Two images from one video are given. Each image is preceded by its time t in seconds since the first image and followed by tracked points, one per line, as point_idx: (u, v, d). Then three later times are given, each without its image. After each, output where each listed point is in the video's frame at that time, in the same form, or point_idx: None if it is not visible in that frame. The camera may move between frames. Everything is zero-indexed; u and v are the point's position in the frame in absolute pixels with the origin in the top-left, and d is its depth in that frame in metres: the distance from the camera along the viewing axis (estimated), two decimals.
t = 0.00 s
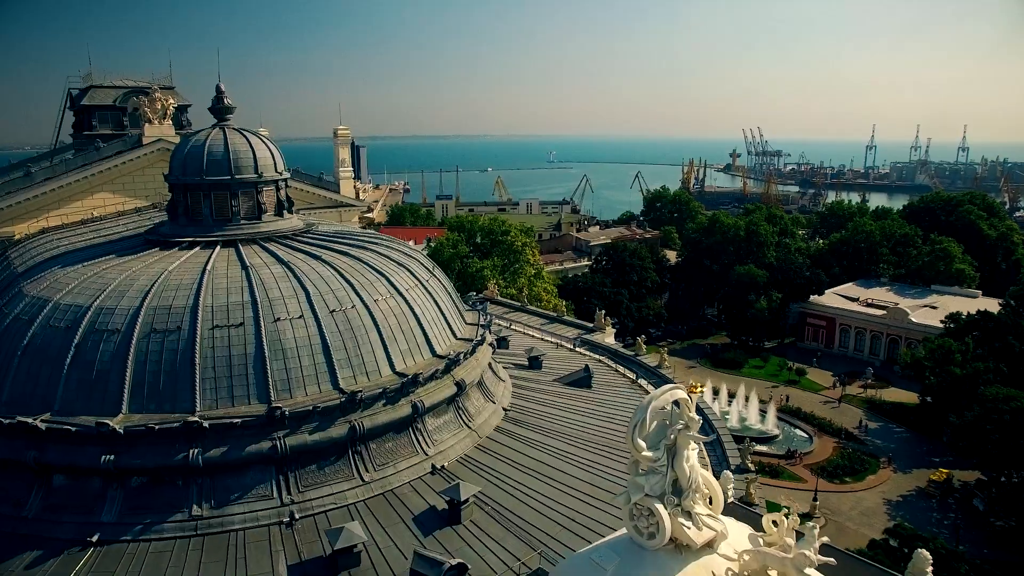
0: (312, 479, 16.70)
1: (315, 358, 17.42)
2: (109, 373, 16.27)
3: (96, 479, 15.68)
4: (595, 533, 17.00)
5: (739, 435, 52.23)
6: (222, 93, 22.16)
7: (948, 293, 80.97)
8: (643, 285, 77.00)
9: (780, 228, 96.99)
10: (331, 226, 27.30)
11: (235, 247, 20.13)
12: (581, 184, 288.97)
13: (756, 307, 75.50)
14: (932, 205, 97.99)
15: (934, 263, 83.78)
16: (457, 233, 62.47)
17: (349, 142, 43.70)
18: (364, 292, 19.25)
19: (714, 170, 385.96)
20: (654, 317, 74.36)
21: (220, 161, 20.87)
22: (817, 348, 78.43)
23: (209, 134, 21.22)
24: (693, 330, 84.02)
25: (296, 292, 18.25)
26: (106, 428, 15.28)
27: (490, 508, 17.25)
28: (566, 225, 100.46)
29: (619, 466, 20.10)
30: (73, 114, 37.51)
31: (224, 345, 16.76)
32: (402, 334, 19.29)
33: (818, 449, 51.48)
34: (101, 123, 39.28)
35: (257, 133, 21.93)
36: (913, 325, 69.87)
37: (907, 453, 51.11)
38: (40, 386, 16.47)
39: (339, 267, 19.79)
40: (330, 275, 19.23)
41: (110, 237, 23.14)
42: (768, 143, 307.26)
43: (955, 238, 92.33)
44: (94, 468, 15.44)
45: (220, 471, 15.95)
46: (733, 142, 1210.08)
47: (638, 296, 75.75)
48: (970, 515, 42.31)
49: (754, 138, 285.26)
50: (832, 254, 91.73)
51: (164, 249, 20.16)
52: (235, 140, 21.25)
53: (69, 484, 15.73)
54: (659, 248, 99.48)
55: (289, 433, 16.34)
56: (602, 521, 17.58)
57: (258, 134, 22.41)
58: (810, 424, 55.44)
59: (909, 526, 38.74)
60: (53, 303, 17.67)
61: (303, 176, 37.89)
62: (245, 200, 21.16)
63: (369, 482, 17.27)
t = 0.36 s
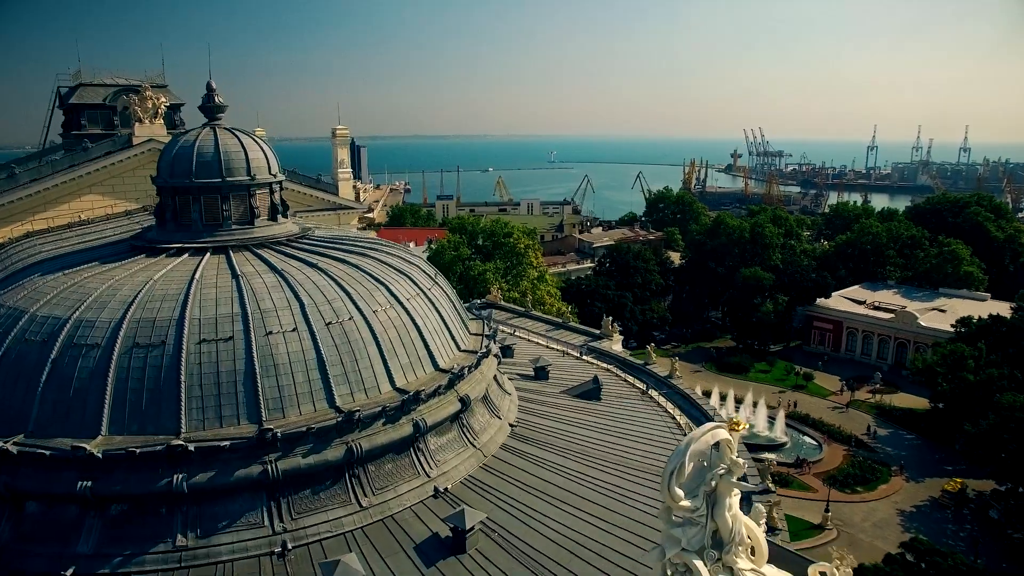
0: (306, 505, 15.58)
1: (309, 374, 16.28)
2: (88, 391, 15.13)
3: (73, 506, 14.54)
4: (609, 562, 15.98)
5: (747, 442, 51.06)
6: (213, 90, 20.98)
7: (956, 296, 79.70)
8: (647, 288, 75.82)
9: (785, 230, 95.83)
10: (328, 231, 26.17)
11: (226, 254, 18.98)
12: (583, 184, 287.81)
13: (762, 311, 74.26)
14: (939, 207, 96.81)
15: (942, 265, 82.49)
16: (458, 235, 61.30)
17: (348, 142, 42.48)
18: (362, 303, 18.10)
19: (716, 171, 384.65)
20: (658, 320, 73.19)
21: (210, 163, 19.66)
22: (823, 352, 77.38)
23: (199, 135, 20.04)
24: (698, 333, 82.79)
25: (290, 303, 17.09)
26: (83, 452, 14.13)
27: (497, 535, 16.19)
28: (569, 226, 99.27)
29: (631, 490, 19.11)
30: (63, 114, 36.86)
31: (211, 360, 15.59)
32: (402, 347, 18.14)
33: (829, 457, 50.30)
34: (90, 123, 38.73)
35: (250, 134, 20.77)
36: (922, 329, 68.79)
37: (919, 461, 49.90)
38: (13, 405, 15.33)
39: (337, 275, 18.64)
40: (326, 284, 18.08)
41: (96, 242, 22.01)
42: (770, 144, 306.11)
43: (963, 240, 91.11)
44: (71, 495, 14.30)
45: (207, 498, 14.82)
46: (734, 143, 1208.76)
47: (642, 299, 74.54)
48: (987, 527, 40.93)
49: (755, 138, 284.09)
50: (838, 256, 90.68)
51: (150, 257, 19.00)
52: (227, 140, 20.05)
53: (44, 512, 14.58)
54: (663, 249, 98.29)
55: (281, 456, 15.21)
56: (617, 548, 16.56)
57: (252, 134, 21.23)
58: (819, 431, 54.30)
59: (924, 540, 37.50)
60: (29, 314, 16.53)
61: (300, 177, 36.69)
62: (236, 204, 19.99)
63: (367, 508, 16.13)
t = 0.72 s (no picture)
0: (300, 535, 14.41)
1: (304, 393, 15.12)
2: (63, 413, 13.95)
3: (45, 540, 13.37)
4: None
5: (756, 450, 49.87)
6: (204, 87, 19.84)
7: (964, 298, 78.62)
8: (651, 291, 74.66)
9: (790, 232, 94.75)
10: (325, 235, 25.01)
11: (215, 262, 17.81)
12: (584, 184, 286.69)
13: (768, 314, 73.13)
14: (945, 208, 95.73)
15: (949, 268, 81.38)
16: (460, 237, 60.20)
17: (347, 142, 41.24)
18: (361, 314, 16.93)
19: (717, 171, 383.35)
20: (663, 323, 72.04)
21: (199, 164, 18.47)
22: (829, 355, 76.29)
23: (187, 135, 18.88)
24: (703, 336, 81.50)
25: (283, 316, 15.91)
26: (55, 482, 12.96)
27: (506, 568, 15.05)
28: (571, 227, 98.14)
29: (647, 516, 18.01)
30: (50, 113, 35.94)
31: (197, 379, 14.42)
32: (403, 362, 16.97)
33: (839, 465, 49.17)
34: (79, 122, 37.88)
35: (241, 134, 19.60)
36: (931, 333, 67.71)
37: (932, 470, 48.76)
38: None
39: (333, 284, 17.45)
40: (322, 295, 16.89)
41: (80, 248, 20.85)
42: (771, 143, 304.99)
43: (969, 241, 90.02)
44: (43, 527, 13.14)
45: (192, 529, 13.65)
46: (734, 143, 1208.18)
47: (646, 302, 73.41)
48: (1003, 538, 39.62)
49: (756, 138, 283.07)
50: (844, 258, 89.57)
51: (135, 264, 17.84)
52: (217, 141, 18.88)
53: (13, 546, 13.41)
54: (666, 251, 97.17)
55: (273, 483, 14.05)
56: None
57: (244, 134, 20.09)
58: (828, 438, 53.13)
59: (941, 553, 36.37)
60: (2, 328, 15.36)
61: (296, 178, 35.43)
62: (227, 208, 18.81)
63: (366, 538, 14.96)
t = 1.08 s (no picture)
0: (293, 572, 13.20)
1: (298, 415, 13.93)
2: (32, 440, 12.74)
3: None
4: None
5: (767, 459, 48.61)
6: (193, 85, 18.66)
7: (973, 301, 77.36)
8: (656, 294, 73.36)
9: (796, 234, 93.53)
10: (323, 239, 23.84)
11: (203, 272, 16.60)
12: (585, 184, 285.38)
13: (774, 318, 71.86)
14: (952, 209, 94.47)
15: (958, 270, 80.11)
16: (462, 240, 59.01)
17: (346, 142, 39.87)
18: (359, 329, 15.74)
19: (718, 171, 381.86)
20: (668, 327, 70.80)
21: (187, 167, 17.23)
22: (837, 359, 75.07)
23: (175, 135, 17.71)
24: (708, 339, 80.23)
25: (276, 331, 14.72)
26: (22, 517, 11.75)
27: None
28: (573, 229, 96.90)
29: (664, 543, 16.82)
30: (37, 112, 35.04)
31: (181, 401, 13.21)
32: (405, 380, 15.78)
33: (851, 474, 47.90)
34: (67, 122, 37.00)
35: (232, 134, 18.37)
36: (942, 337, 66.46)
37: (947, 479, 47.50)
38: None
39: (330, 296, 16.25)
40: (318, 307, 15.68)
41: (61, 255, 19.64)
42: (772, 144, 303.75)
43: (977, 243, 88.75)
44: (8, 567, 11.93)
45: (174, 568, 12.44)
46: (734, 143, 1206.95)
47: (651, 305, 72.15)
48: None
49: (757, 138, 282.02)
50: (850, 260, 88.31)
51: (118, 275, 16.62)
52: (206, 142, 17.67)
53: None
54: (670, 253, 95.88)
55: (263, 516, 12.84)
56: None
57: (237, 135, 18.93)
58: (839, 446, 51.91)
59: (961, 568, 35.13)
60: None
61: (293, 180, 34.19)
62: (217, 214, 17.59)
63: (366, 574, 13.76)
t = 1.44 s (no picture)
0: None
1: (291, 443, 12.72)
2: None
3: None
4: None
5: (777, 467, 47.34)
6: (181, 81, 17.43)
7: (982, 304, 75.99)
8: (662, 297, 72.11)
9: (802, 236, 92.27)
10: (320, 245, 22.62)
11: (190, 283, 15.39)
12: (587, 185, 284.04)
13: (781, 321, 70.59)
14: (959, 210, 93.12)
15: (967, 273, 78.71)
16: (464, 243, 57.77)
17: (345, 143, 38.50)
18: (358, 345, 14.54)
19: (719, 172, 380.18)
20: (673, 331, 69.55)
21: (172, 170, 15.98)
22: (845, 363, 73.83)
23: (160, 135, 16.49)
24: (713, 342, 78.92)
25: (267, 349, 13.52)
26: None
27: None
28: (576, 230, 95.66)
29: None
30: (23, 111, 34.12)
31: (162, 428, 11.99)
32: (408, 401, 14.57)
33: (864, 483, 46.63)
34: (54, 122, 36.16)
35: (222, 135, 17.16)
36: (952, 342, 65.18)
37: (962, 489, 46.18)
38: None
39: (327, 309, 15.03)
40: (313, 322, 14.48)
41: (41, 264, 18.43)
42: (774, 144, 302.50)
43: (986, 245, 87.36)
44: None
45: None
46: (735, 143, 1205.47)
47: (656, 308, 70.89)
48: None
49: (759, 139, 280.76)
50: (857, 262, 87.00)
51: (98, 285, 15.40)
52: (193, 143, 16.45)
53: None
54: (675, 255, 94.69)
55: (251, 555, 11.62)
56: None
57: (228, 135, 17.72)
58: (850, 453, 50.65)
59: None
60: None
61: (291, 183, 32.95)
62: (205, 220, 16.38)
63: None
